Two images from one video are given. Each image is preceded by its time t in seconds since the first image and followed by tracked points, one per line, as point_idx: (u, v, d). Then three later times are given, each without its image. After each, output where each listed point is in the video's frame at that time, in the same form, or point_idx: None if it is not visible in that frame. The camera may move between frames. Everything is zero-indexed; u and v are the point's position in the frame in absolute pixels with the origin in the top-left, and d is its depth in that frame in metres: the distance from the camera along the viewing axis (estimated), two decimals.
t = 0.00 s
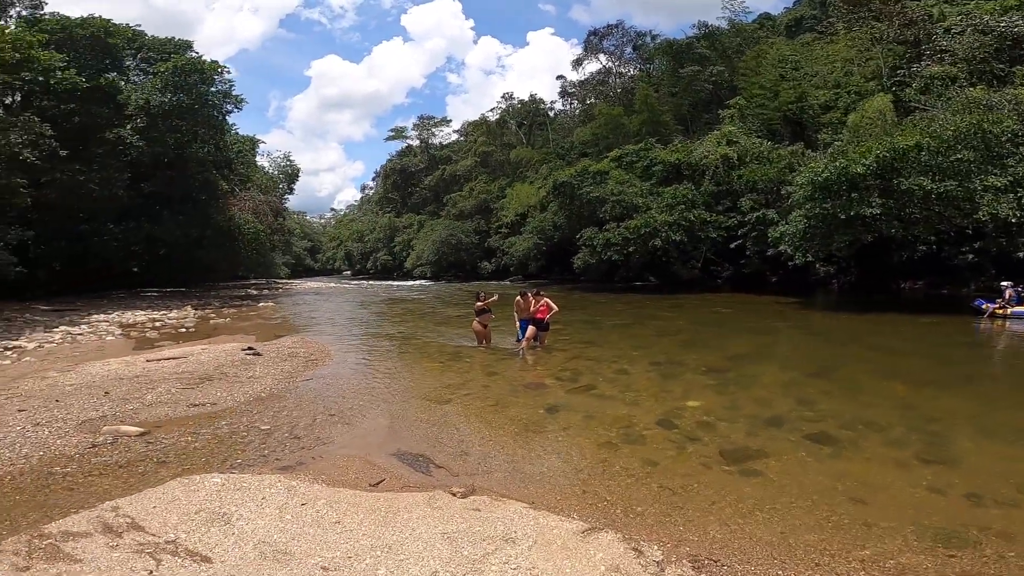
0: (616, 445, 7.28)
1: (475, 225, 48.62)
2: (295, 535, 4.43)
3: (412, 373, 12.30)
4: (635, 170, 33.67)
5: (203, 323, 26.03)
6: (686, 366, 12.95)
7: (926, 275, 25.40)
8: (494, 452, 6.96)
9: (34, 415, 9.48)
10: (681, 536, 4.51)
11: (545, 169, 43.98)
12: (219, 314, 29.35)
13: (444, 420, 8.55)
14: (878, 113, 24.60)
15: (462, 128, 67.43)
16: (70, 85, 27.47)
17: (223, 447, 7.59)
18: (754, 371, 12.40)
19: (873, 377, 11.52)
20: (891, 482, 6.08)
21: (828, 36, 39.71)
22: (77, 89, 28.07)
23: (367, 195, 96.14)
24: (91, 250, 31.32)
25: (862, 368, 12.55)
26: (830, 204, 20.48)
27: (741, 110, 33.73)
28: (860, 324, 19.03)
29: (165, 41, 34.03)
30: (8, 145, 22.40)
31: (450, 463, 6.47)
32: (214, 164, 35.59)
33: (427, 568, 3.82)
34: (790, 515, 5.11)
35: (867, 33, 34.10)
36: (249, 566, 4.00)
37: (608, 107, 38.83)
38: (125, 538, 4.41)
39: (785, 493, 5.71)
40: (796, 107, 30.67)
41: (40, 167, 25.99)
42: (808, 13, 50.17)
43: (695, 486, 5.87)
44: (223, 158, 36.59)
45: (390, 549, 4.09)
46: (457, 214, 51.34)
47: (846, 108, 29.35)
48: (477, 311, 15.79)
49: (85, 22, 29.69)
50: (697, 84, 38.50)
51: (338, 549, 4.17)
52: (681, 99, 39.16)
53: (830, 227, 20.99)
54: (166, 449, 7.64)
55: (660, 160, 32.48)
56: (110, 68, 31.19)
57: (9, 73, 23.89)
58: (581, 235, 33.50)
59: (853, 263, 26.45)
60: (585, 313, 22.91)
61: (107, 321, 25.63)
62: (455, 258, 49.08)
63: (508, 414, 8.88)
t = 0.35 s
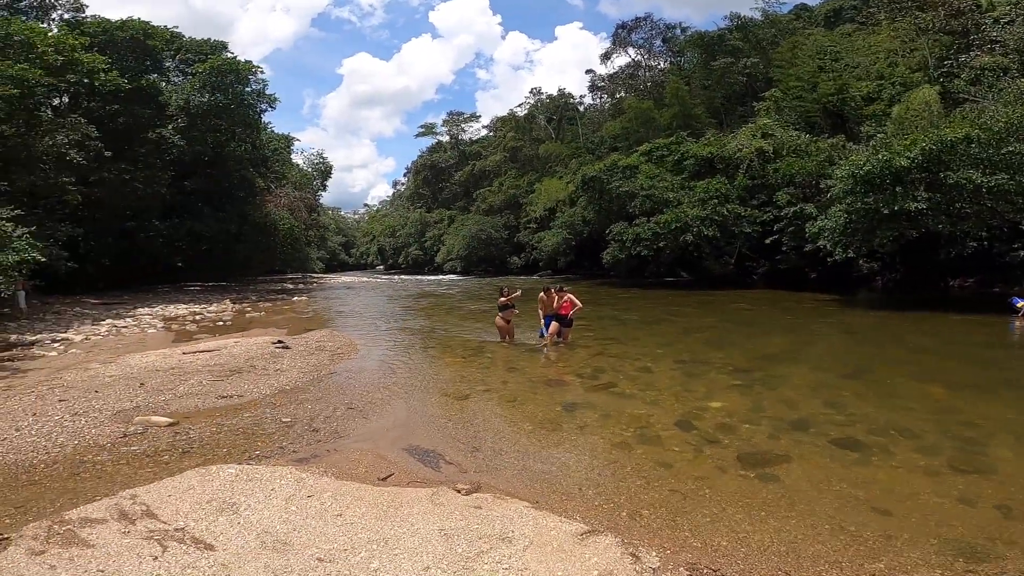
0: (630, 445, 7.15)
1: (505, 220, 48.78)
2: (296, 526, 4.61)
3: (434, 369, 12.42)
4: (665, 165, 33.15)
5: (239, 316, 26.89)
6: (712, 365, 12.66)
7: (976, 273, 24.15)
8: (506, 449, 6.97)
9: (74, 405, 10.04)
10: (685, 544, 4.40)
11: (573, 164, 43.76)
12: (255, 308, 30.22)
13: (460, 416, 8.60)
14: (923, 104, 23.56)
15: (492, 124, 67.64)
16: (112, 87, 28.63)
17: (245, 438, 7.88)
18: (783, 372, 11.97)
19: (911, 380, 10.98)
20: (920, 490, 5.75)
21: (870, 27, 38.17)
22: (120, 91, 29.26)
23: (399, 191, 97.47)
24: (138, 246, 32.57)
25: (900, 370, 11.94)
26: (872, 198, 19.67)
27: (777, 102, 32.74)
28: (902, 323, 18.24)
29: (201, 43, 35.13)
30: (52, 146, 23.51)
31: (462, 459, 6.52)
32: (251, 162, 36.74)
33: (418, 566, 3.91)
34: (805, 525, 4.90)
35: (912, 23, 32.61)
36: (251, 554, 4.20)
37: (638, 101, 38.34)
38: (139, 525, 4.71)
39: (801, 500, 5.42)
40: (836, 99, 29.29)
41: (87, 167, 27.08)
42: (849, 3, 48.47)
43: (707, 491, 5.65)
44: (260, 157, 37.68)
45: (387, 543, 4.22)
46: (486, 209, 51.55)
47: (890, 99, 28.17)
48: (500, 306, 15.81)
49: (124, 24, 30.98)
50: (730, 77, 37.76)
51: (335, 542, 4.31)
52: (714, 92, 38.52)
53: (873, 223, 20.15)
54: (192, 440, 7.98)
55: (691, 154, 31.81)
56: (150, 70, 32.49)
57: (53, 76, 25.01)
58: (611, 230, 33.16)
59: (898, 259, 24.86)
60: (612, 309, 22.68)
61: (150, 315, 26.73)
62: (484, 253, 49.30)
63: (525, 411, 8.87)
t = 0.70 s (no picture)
0: (617, 445, 6.90)
1: (503, 217, 48.54)
2: (253, 526, 4.50)
3: (425, 366, 12.20)
4: (663, 160, 32.89)
5: (233, 315, 26.67)
6: (706, 361, 12.43)
7: (976, 267, 23.91)
8: (488, 449, 6.79)
9: (55, 404, 9.86)
10: (666, 552, 4.20)
11: (570, 160, 43.49)
12: (250, 307, 29.97)
13: (445, 415, 8.39)
14: (922, 97, 23.31)
15: (490, 121, 67.33)
16: (104, 86, 28.31)
17: (223, 438, 7.72)
18: (779, 368, 11.73)
19: (909, 377, 10.74)
20: (916, 493, 5.51)
21: (868, 22, 37.88)
22: (112, 90, 28.88)
23: (398, 189, 97.19)
24: (134, 245, 32.24)
25: (898, 367, 11.68)
26: (870, 191, 19.40)
27: (775, 97, 32.46)
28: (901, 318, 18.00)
29: (194, 41, 34.81)
30: (43, 146, 23.23)
31: (442, 459, 6.31)
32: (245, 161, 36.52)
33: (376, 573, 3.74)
34: (792, 531, 4.68)
35: (910, 16, 32.25)
36: (204, 557, 4.07)
37: (635, 97, 38.06)
38: (94, 526, 4.60)
39: (791, 505, 5.18)
40: (834, 93, 29.11)
41: (79, 167, 26.81)
42: None
43: (693, 494, 5.41)
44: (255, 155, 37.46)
45: (348, 548, 4.05)
46: (485, 206, 51.25)
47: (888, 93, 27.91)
48: (493, 303, 15.56)
49: (115, 24, 30.68)
50: (728, 71, 37.50)
51: (294, 547, 4.15)
52: (711, 87, 38.33)
53: (871, 216, 19.84)
54: (169, 440, 7.83)
55: (689, 149, 31.54)
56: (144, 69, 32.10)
57: (43, 76, 24.65)
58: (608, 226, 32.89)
59: (898, 253, 24.52)
60: (609, 305, 22.43)
61: (143, 315, 26.51)
62: (483, 250, 49.12)
63: (512, 410, 8.63)
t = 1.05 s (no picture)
0: (604, 450, 6.62)
1: (504, 215, 48.28)
2: (208, 531, 4.65)
3: (414, 367, 11.98)
4: (663, 156, 32.57)
5: (229, 315, 26.43)
6: (702, 361, 12.10)
7: (980, 263, 23.51)
8: (466, 453, 6.59)
9: (32, 406, 9.67)
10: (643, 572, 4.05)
11: (570, 158, 43.17)
12: (247, 307, 29.72)
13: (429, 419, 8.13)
14: (924, 91, 22.92)
15: (491, 119, 66.97)
16: (99, 87, 28.03)
17: (197, 442, 7.53)
18: (778, 368, 11.40)
19: (912, 377, 10.41)
20: (915, 502, 5.20)
21: (870, 17, 37.40)
22: (108, 91, 28.69)
23: (399, 188, 96.89)
24: (132, 246, 31.91)
25: (901, 366, 11.32)
26: (872, 186, 19.02)
27: (776, 93, 32.01)
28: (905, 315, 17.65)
29: (189, 41, 34.66)
30: (37, 146, 22.77)
31: (416, 463, 6.29)
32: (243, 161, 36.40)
33: None
34: (778, 545, 4.43)
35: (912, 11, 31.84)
36: (149, 563, 4.14)
37: (635, 93, 37.73)
38: (46, 530, 4.62)
39: (780, 516, 4.90)
40: (835, 89, 28.56)
41: (74, 168, 26.61)
42: None
43: (678, 504, 5.15)
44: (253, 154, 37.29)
45: (299, 559, 4.13)
46: (485, 205, 50.94)
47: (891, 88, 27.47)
48: (485, 302, 15.25)
49: (110, 25, 30.49)
50: (729, 67, 37.24)
51: (245, 554, 4.25)
52: (712, 83, 37.98)
53: (873, 210, 19.42)
54: (142, 442, 7.63)
55: (689, 145, 31.18)
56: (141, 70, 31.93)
57: (36, 77, 24.39)
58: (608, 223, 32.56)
59: (901, 248, 24.36)
60: (607, 303, 22.11)
61: (139, 315, 26.32)
62: (484, 248, 48.81)
63: (498, 412, 8.37)
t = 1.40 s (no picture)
0: (586, 452, 6.51)
1: (500, 214, 48.17)
2: (173, 533, 4.62)
3: (403, 367, 11.88)
4: (658, 154, 32.47)
5: (222, 317, 26.28)
6: (693, 360, 12.01)
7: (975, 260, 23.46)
8: (446, 455, 6.48)
9: (13, 409, 9.50)
10: None
11: (566, 157, 43.07)
12: (240, 308, 29.57)
13: (413, 420, 8.02)
14: (919, 87, 22.84)
15: (487, 118, 66.78)
16: (90, 89, 27.81)
17: (175, 444, 7.39)
18: (770, 367, 11.29)
19: (905, 375, 10.31)
20: (902, 506, 5.10)
21: (864, 14, 37.37)
22: (98, 92, 28.44)
23: (397, 188, 96.71)
24: (126, 248, 31.62)
25: (893, 364, 11.25)
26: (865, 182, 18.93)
27: (771, 90, 31.91)
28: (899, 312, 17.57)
29: (181, 42, 34.55)
30: (27, 149, 22.59)
31: (394, 465, 6.23)
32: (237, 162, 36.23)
33: None
34: (758, 554, 4.32)
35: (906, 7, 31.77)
36: (107, 565, 4.13)
37: (631, 92, 37.64)
38: (8, 531, 4.54)
39: (762, 522, 4.80)
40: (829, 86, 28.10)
41: (64, 171, 26.43)
42: None
43: (658, 509, 5.04)
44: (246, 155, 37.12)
45: (261, 562, 4.16)
46: (482, 204, 50.78)
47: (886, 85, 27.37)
48: (476, 301, 15.18)
49: (101, 27, 30.27)
50: (724, 65, 37.25)
51: (205, 557, 4.25)
52: (707, 81, 37.92)
53: (867, 207, 19.32)
54: (121, 444, 7.51)
55: (684, 143, 31.05)
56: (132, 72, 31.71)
57: (26, 79, 24.18)
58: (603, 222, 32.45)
59: (897, 244, 24.33)
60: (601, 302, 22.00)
61: (132, 317, 26.14)
62: (480, 247, 48.65)
63: (483, 413, 8.25)
